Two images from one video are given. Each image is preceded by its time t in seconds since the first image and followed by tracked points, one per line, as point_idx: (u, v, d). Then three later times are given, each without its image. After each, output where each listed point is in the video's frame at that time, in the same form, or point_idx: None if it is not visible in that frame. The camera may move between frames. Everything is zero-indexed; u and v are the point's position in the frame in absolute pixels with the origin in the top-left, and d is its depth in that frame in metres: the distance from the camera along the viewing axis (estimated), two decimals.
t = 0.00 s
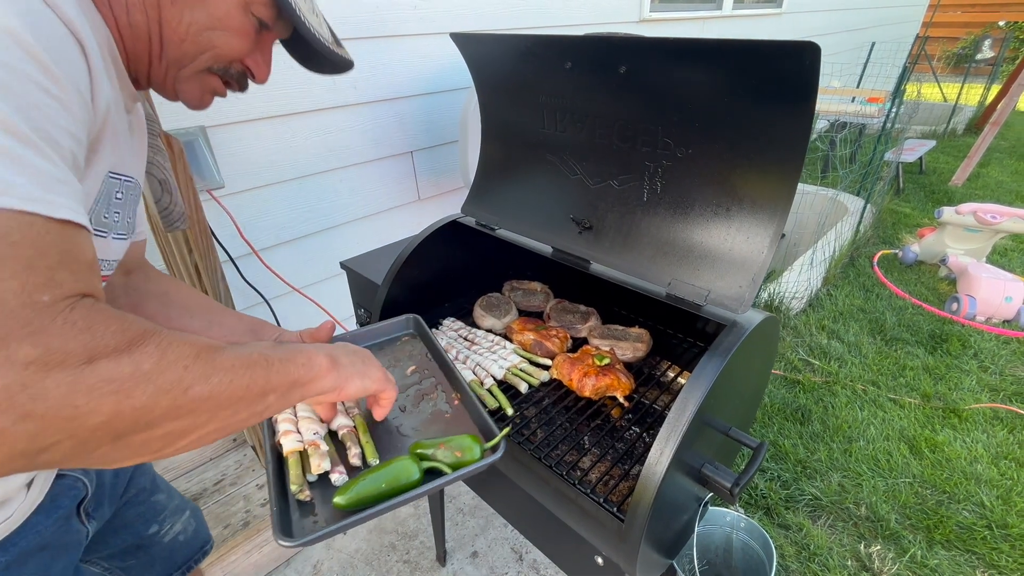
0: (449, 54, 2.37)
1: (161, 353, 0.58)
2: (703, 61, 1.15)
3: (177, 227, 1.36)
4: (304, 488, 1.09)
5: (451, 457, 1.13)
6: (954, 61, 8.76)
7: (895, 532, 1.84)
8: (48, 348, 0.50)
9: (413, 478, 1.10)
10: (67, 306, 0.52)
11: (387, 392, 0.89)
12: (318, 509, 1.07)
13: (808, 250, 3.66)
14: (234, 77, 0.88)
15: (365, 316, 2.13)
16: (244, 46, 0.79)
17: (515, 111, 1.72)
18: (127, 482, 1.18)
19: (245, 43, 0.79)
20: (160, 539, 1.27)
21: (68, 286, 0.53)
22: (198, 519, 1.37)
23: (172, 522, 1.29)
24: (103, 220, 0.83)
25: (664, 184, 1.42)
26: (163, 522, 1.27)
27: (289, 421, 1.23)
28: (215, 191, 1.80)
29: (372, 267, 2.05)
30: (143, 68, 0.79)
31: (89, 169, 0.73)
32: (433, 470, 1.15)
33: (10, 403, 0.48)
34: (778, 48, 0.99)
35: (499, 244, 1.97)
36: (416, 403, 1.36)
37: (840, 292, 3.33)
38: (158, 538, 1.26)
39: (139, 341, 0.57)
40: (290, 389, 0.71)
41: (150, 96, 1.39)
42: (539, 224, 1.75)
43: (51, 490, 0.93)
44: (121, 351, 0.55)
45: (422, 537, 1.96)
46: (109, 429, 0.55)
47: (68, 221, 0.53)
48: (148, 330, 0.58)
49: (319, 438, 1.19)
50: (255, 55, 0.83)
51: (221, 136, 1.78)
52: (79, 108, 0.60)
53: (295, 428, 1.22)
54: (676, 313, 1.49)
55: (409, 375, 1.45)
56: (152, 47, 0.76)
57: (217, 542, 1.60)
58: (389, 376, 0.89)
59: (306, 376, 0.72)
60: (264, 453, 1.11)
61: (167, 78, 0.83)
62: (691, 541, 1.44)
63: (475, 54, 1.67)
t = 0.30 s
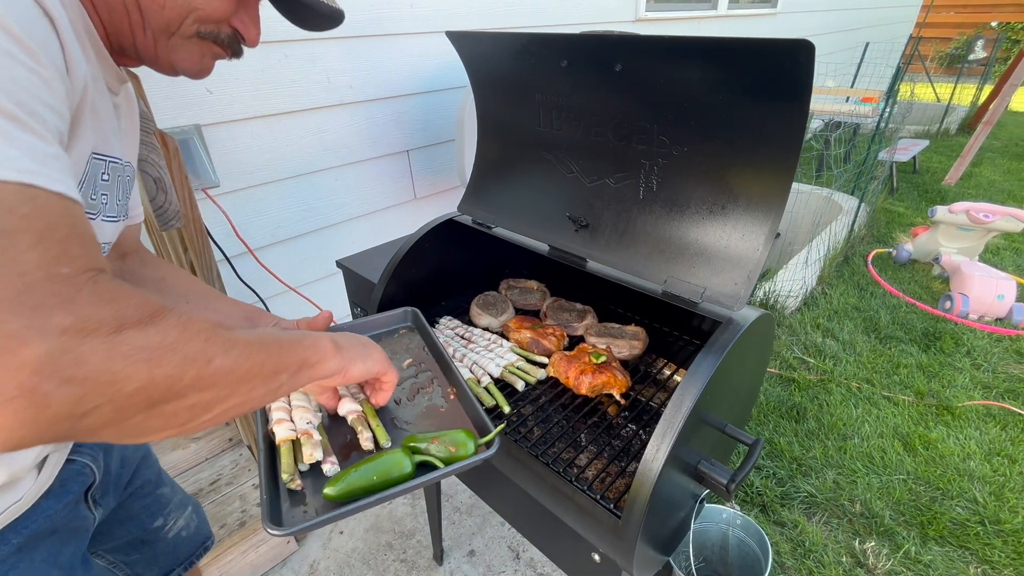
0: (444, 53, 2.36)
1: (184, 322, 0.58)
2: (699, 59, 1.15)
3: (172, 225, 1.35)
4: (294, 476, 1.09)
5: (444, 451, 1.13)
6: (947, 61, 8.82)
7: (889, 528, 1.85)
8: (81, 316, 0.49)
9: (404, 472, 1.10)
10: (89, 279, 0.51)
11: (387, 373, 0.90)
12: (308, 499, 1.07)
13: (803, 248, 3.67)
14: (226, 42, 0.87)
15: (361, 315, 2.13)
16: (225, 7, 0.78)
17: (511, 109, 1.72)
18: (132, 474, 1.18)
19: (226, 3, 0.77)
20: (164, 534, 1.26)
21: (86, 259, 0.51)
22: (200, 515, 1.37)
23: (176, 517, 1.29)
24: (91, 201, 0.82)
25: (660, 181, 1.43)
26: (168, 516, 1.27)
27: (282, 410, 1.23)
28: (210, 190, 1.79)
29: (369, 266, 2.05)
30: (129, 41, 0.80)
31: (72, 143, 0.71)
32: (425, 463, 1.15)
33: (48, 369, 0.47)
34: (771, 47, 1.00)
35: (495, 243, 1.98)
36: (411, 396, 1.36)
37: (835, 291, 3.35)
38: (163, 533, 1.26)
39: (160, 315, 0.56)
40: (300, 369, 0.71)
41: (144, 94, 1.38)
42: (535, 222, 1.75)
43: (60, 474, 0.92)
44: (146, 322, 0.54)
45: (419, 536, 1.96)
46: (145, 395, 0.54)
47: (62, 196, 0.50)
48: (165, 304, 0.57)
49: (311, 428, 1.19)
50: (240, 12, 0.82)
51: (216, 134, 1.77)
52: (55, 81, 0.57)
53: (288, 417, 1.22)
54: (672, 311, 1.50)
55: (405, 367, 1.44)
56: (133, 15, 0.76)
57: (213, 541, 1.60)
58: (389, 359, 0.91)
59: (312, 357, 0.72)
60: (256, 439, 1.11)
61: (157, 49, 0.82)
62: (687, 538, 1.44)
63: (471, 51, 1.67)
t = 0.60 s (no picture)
0: (438, 53, 2.37)
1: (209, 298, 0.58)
2: (689, 60, 1.16)
3: (165, 226, 1.35)
4: (289, 469, 1.09)
5: (437, 447, 1.13)
6: (938, 62, 8.90)
7: (880, 525, 1.87)
8: (118, 282, 0.50)
9: (398, 466, 1.09)
10: (118, 249, 0.51)
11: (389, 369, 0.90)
12: (302, 493, 1.07)
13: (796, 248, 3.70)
14: (216, 30, 0.87)
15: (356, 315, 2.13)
16: None
17: (505, 109, 1.72)
18: (133, 469, 1.18)
19: None
20: (162, 531, 1.26)
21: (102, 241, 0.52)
22: (198, 514, 1.36)
23: (175, 515, 1.28)
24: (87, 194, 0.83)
25: (653, 181, 1.44)
26: (167, 514, 1.26)
27: (279, 403, 1.22)
28: (203, 190, 1.79)
29: (364, 266, 2.05)
30: (120, 30, 0.79)
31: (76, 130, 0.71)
32: (418, 459, 1.14)
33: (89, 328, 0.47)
34: (761, 49, 1.01)
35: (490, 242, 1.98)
36: (408, 392, 1.37)
37: (827, 290, 3.37)
38: (161, 530, 1.25)
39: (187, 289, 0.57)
40: (311, 360, 0.71)
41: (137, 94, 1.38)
42: (529, 222, 1.75)
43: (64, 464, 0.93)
44: (177, 292, 0.55)
45: (414, 536, 1.96)
46: (177, 362, 0.54)
47: (75, 169, 0.51)
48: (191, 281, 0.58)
49: (307, 421, 1.17)
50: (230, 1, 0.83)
51: (210, 134, 1.77)
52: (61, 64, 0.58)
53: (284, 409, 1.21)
54: (665, 310, 1.51)
55: (404, 364, 1.45)
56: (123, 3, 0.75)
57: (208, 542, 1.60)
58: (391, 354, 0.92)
59: (320, 350, 0.72)
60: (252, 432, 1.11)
61: (149, 38, 0.82)
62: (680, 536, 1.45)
63: (465, 51, 1.67)
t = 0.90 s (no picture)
0: (432, 53, 2.37)
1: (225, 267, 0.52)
2: (680, 61, 1.17)
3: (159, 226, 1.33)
4: (297, 477, 1.09)
5: (444, 451, 1.15)
6: (927, 63, 9.00)
7: (871, 521, 1.89)
8: (113, 263, 0.45)
9: (405, 471, 1.11)
10: (116, 228, 0.47)
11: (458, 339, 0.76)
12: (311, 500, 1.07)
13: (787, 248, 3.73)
14: (219, 37, 0.87)
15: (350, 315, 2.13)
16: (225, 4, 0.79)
17: (499, 109, 1.73)
18: (135, 473, 1.17)
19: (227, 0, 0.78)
20: (165, 532, 1.26)
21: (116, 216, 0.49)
22: (200, 514, 1.36)
23: (177, 516, 1.28)
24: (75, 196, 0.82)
25: (645, 181, 1.45)
26: (169, 516, 1.26)
27: (284, 410, 1.22)
28: (196, 190, 1.78)
29: (357, 266, 2.05)
30: (128, 39, 0.78)
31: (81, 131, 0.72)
32: (425, 463, 1.16)
33: (85, 312, 0.43)
34: (751, 51, 1.02)
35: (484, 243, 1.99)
36: (410, 398, 1.38)
37: (819, 289, 3.40)
38: (164, 531, 1.25)
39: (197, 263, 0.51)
40: (363, 329, 0.60)
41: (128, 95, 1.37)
42: (523, 222, 1.76)
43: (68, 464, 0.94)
44: (184, 265, 0.50)
45: (409, 536, 1.96)
46: (194, 341, 0.48)
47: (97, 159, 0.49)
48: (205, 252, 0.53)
49: (313, 428, 1.18)
50: (235, 9, 0.83)
51: (202, 134, 1.76)
52: (78, 59, 0.56)
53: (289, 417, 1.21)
54: (658, 310, 1.52)
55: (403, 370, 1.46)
56: (132, 12, 0.73)
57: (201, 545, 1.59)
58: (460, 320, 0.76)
59: (376, 314, 0.60)
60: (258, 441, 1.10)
61: (155, 46, 0.81)
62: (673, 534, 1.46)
63: (458, 52, 1.68)
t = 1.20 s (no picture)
0: (425, 51, 2.36)
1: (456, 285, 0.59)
2: (673, 61, 1.17)
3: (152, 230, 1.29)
4: (288, 509, 1.06)
5: (442, 476, 1.16)
6: (917, 63, 9.07)
7: (863, 518, 1.91)
8: (377, 283, 0.51)
9: (403, 498, 1.12)
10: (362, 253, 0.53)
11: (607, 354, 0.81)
12: (303, 534, 1.05)
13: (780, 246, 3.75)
14: (259, 75, 0.81)
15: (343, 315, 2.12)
16: (269, 41, 0.73)
17: (492, 108, 1.72)
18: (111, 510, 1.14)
19: (272, 38, 0.72)
20: (145, 564, 1.22)
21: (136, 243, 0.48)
22: (179, 540, 1.32)
23: (157, 546, 1.24)
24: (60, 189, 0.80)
25: (638, 180, 1.45)
26: (148, 547, 1.22)
27: (271, 440, 1.15)
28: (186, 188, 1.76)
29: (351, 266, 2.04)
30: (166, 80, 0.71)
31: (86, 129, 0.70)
32: (424, 488, 1.17)
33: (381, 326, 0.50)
34: (741, 51, 1.03)
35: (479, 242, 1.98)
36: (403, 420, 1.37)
37: (812, 288, 3.42)
38: (143, 564, 1.21)
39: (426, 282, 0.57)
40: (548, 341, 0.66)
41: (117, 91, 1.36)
42: (517, 221, 1.75)
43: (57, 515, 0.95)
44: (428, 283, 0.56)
45: (403, 537, 1.95)
46: (448, 347, 0.55)
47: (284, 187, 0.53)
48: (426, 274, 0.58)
49: (302, 458, 1.14)
50: (277, 49, 0.77)
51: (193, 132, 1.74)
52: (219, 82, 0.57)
53: (276, 446, 1.14)
54: (652, 309, 1.52)
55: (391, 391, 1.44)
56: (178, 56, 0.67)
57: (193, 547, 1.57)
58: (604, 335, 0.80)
59: (551, 328, 0.67)
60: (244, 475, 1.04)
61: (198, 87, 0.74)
62: (667, 533, 1.47)
63: (451, 51, 1.67)
